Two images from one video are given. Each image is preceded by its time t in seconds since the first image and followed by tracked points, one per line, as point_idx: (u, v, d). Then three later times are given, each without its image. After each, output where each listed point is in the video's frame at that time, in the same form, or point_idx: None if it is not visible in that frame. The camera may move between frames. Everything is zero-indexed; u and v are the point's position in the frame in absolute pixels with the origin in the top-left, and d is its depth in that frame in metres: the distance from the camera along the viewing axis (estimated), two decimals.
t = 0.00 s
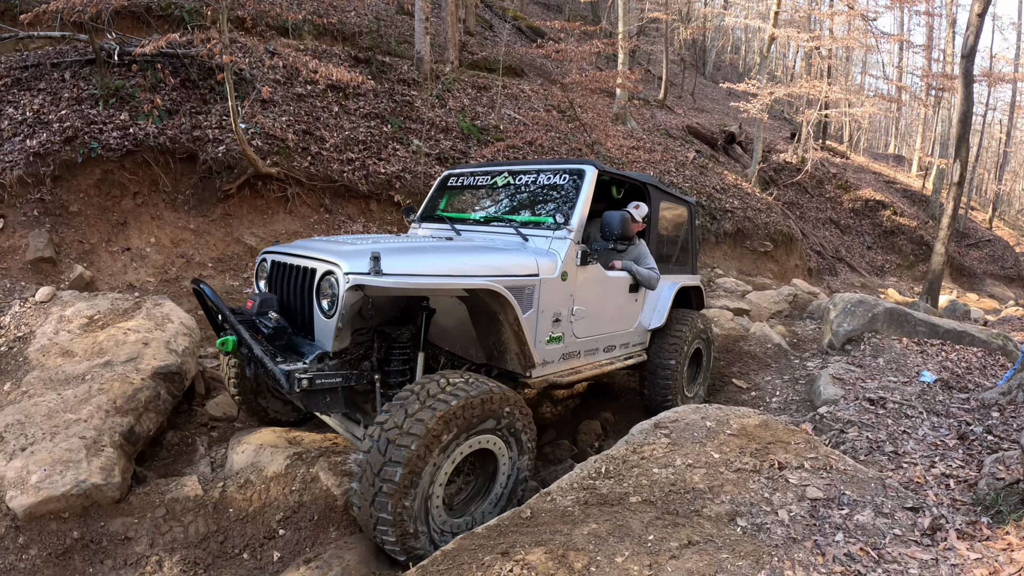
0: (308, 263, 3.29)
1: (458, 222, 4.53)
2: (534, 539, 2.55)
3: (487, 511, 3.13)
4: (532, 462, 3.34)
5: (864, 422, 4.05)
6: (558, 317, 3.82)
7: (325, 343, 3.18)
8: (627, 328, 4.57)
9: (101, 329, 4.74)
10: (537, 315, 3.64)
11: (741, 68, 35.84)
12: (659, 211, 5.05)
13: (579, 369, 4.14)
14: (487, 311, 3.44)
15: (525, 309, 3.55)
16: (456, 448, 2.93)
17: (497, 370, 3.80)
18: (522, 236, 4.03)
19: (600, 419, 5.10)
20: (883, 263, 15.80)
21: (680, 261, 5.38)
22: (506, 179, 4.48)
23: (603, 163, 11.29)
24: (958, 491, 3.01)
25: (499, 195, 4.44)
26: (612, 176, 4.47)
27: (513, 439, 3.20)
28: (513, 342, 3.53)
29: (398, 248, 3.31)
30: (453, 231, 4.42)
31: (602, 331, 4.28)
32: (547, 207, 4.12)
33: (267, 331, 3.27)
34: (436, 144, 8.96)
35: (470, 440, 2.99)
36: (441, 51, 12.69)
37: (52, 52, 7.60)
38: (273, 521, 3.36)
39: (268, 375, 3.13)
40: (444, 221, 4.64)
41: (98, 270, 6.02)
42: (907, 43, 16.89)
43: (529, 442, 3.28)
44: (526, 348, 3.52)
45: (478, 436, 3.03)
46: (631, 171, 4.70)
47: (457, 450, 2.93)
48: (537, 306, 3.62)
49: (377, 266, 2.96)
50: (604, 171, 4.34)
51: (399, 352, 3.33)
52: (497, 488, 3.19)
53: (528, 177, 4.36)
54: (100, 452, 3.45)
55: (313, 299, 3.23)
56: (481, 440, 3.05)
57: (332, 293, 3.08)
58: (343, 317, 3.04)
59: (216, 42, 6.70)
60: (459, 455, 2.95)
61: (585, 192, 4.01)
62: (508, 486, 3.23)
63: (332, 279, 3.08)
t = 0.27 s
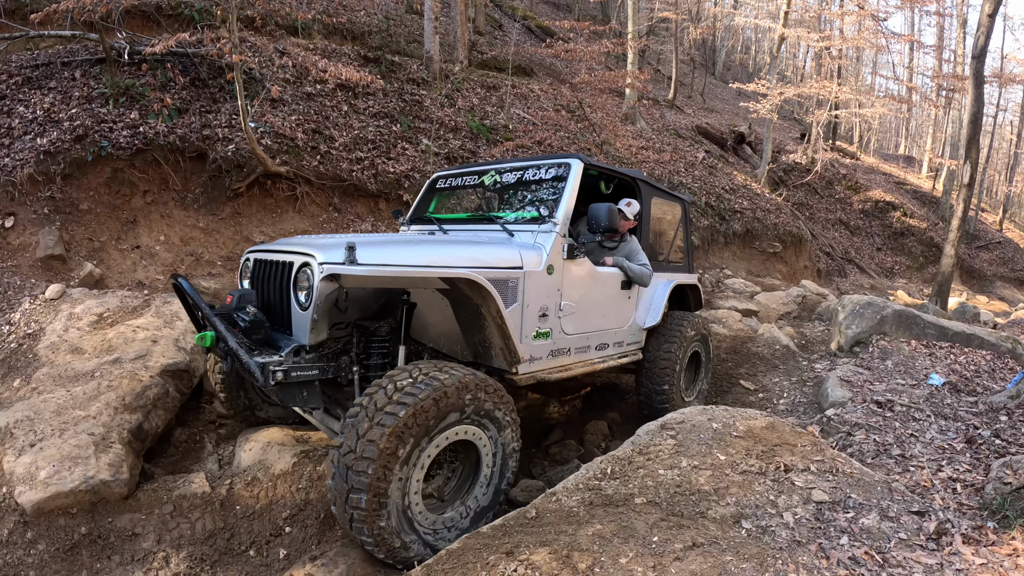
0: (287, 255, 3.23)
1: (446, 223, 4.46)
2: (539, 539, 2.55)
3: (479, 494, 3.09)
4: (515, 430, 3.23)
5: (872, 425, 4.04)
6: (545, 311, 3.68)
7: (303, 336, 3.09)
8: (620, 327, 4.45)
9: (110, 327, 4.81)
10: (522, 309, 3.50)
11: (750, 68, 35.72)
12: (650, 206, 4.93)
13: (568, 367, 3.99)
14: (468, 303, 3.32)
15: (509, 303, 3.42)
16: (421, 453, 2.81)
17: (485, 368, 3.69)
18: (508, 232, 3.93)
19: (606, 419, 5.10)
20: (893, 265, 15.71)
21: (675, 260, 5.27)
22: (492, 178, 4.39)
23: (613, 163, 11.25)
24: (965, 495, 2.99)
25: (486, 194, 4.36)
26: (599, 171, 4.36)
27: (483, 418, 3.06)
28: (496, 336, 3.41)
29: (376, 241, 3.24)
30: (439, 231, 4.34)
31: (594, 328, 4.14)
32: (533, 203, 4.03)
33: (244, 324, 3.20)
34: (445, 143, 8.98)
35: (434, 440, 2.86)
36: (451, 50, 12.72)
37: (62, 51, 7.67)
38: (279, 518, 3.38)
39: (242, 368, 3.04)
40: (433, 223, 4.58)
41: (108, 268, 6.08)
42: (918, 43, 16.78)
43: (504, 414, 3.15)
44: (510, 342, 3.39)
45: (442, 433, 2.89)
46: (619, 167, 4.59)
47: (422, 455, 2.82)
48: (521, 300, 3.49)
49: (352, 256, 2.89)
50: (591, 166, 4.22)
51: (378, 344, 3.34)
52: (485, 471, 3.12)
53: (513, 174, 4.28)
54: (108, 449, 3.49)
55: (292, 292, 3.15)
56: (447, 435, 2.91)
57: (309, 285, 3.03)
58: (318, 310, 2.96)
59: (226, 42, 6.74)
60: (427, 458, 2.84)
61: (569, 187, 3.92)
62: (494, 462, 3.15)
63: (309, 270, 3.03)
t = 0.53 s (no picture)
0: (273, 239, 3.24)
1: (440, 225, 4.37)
2: (548, 540, 2.59)
3: (467, 455, 3.06)
4: (479, 381, 3.11)
5: (884, 430, 4.03)
6: (533, 301, 3.55)
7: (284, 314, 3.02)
8: (618, 325, 4.28)
9: (126, 324, 4.91)
10: (508, 297, 3.38)
11: (765, 69, 35.55)
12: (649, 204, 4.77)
13: (560, 362, 3.83)
14: (452, 287, 3.24)
15: (493, 290, 3.30)
16: (380, 456, 2.73)
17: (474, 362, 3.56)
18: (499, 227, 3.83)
19: (617, 421, 5.12)
20: (908, 268, 15.57)
21: (679, 263, 5.12)
22: (485, 178, 4.28)
23: (627, 164, 11.20)
24: (976, 501, 2.98)
25: (480, 194, 4.25)
26: (593, 167, 4.22)
27: (434, 387, 2.91)
28: (481, 323, 3.30)
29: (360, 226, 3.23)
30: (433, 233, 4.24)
31: (588, 324, 3.99)
32: (523, 198, 3.93)
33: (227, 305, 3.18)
34: (460, 144, 9.03)
35: (390, 439, 2.77)
36: (466, 51, 12.78)
37: (81, 51, 7.79)
38: (291, 515, 3.44)
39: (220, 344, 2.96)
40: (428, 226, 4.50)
41: (124, 266, 6.18)
42: (934, 45, 16.65)
43: (458, 375, 3.01)
44: (495, 328, 3.29)
45: (395, 425, 2.77)
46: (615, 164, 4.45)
47: (383, 455, 2.74)
48: (507, 288, 3.37)
49: (333, 232, 2.87)
50: (584, 161, 4.09)
51: (359, 324, 3.18)
52: (463, 435, 3.05)
53: (505, 172, 4.17)
54: (124, 444, 3.55)
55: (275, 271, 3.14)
56: (403, 426, 2.80)
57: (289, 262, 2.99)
58: (297, 286, 2.92)
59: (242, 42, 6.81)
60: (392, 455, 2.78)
61: (560, 180, 3.83)
62: (469, 419, 3.06)
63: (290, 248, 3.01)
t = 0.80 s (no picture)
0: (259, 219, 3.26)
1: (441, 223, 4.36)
2: (559, 539, 2.63)
3: (442, 429, 2.97)
4: (420, 357, 2.88)
5: (895, 435, 4.04)
6: (523, 298, 3.49)
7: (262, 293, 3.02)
8: (615, 328, 4.20)
9: (143, 322, 5.01)
10: (496, 292, 3.32)
11: (780, 71, 35.42)
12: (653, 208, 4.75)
13: (551, 364, 3.75)
14: (435, 276, 3.19)
15: (479, 283, 3.25)
16: (342, 481, 2.65)
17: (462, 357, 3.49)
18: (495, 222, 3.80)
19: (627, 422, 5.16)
20: (923, 271, 15.45)
21: (684, 273, 5.09)
22: (486, 175, 4.27)
23: (642, 166, 11.17)
24: (986, 507, 2.98)
25: (480, 191, 4.24)
26: (593, 165, 4.20)
27: (368, 389, 2.70)
28: (466, 316, 3.25)
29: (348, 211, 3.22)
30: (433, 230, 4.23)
31: (582, 326, 3.92)
32: (521, 193, 3.93)
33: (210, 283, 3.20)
34: (474, 145, 9.09)
35: (346, 463, 2.65)
36: (481, 52, 12.86)
37: (99, 51, 7.92)
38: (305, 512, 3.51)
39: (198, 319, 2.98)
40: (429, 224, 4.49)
41: (141, 265, 6.30)
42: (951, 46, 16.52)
43: (390, 364, 2.77)
44: (479, 322, 3.23)
45: (343, 445, 2.64)
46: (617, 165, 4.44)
47: (345, 478, 2.66)
48: (496, 282, 3.32)
49: (314, 212, 2.87)
50: (584, 159, 4.08)
51: (340, 308, 3.17)
52: (429, 415, 2.93)
53: (506, 170, 4.15)
54: (140, 441, 3.64)
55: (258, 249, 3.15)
56: (352, 443, 2.67)
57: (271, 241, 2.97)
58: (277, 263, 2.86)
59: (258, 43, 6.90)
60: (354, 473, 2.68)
61: (559, 175, 3.82)
62: (426, 398, 2.90)
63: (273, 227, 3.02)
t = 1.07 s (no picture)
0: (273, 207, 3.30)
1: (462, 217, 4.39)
2: (574, 540, 2.67)
3: (444, 432, 2.93)
4: (405, 369, 2.79)
5: (909, 439, 4.04)
6: (542, 307, 3.50)
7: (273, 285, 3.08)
8: (631, 340, 4.21)
9: (161, 321, 5.10)
10: (516, 299, 3.34)
11: (795, 72, 35.23)
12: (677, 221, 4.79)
13: (564, 375, 3.76)
14: (454, 278, 3.21)
15: (500, 288, 3.27)
16: (344, 506, 2.67)
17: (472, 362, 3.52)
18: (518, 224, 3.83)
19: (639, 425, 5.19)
20: (938, 275, 15.32)
21: (702, 288, 5.12)
22: (512, 173, 4.31)
23: (656, 168, 11.13)
24: (998, 513, 2.98)
25: (505, 189, 4.28)
26: (622, 172, 4.25)
27: (353, 413, 2.65)
28: (483, 321, 3.27)
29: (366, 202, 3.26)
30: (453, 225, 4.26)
31: (597, 336, 3.93)
32: (546, 197, 3.97)
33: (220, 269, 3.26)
34: (489, 146, 9.15)
35: (345, 489, 2.67)
36: (496, 53, 12.93)
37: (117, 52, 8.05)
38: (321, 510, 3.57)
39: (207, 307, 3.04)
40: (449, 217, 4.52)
41: (158, 264, 6.40)
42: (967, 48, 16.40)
43: (371, 384, 2.69)
44: (496, 327, 3.25)
45: (338, 473, 2.64)
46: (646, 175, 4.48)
47: (347, 502, 2.68)
48: (516, 288, 3.34)
49: (333, 204, 2.92)
50: (612, 166, 4.13)
51: (353, 304, 3.26)
52: (427, 421, 2.88)
53: (533, 169, 4.20)
54: (158, 438, 3.71)
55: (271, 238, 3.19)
56: (347, 468, 2.66)
57: (287, 230, 3.02)
58: (290, 256, 2.91)
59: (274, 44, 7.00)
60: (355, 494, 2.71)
61: (587, 180, 3.85)
62: (419, 408, 2.84)
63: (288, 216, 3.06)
